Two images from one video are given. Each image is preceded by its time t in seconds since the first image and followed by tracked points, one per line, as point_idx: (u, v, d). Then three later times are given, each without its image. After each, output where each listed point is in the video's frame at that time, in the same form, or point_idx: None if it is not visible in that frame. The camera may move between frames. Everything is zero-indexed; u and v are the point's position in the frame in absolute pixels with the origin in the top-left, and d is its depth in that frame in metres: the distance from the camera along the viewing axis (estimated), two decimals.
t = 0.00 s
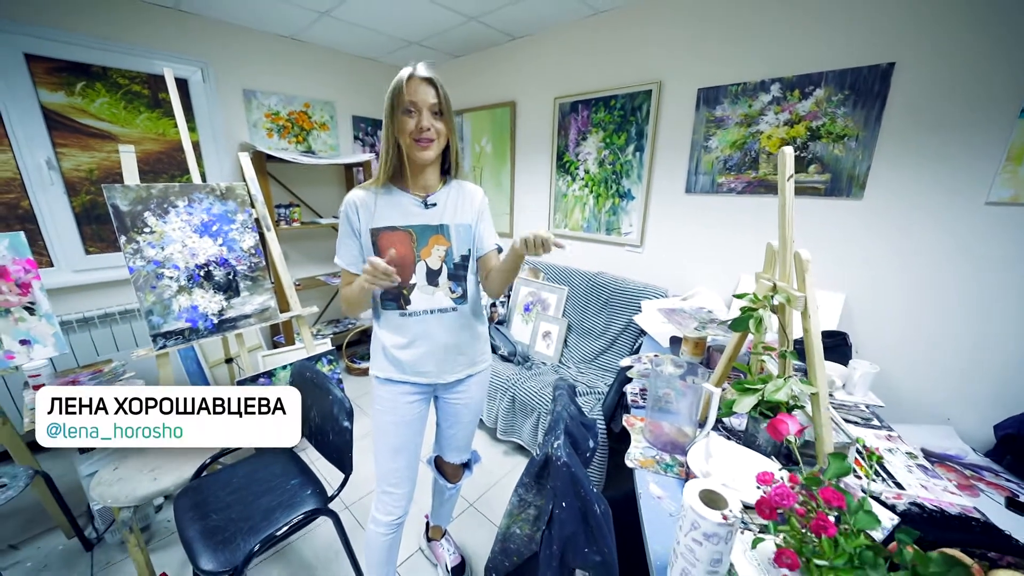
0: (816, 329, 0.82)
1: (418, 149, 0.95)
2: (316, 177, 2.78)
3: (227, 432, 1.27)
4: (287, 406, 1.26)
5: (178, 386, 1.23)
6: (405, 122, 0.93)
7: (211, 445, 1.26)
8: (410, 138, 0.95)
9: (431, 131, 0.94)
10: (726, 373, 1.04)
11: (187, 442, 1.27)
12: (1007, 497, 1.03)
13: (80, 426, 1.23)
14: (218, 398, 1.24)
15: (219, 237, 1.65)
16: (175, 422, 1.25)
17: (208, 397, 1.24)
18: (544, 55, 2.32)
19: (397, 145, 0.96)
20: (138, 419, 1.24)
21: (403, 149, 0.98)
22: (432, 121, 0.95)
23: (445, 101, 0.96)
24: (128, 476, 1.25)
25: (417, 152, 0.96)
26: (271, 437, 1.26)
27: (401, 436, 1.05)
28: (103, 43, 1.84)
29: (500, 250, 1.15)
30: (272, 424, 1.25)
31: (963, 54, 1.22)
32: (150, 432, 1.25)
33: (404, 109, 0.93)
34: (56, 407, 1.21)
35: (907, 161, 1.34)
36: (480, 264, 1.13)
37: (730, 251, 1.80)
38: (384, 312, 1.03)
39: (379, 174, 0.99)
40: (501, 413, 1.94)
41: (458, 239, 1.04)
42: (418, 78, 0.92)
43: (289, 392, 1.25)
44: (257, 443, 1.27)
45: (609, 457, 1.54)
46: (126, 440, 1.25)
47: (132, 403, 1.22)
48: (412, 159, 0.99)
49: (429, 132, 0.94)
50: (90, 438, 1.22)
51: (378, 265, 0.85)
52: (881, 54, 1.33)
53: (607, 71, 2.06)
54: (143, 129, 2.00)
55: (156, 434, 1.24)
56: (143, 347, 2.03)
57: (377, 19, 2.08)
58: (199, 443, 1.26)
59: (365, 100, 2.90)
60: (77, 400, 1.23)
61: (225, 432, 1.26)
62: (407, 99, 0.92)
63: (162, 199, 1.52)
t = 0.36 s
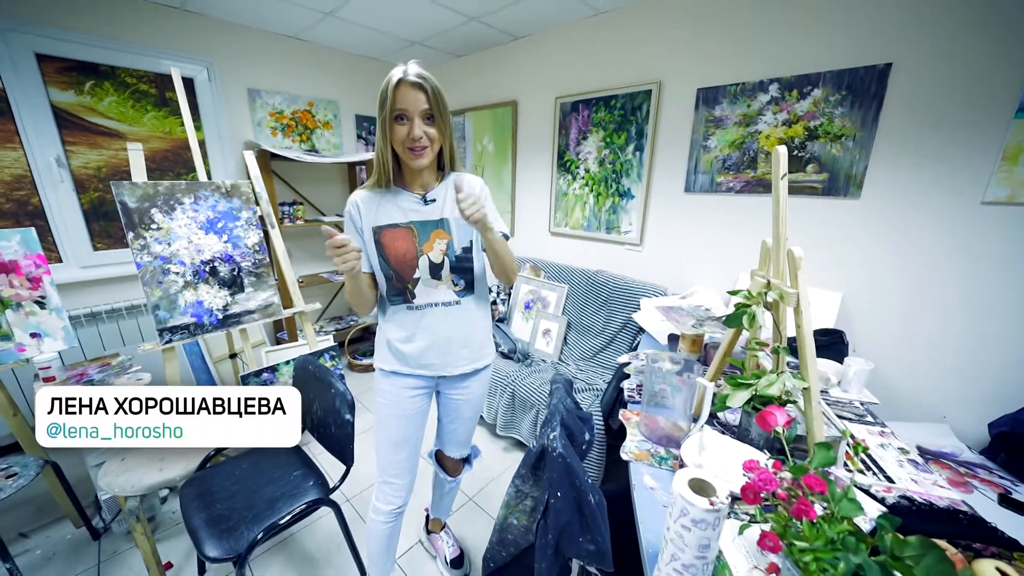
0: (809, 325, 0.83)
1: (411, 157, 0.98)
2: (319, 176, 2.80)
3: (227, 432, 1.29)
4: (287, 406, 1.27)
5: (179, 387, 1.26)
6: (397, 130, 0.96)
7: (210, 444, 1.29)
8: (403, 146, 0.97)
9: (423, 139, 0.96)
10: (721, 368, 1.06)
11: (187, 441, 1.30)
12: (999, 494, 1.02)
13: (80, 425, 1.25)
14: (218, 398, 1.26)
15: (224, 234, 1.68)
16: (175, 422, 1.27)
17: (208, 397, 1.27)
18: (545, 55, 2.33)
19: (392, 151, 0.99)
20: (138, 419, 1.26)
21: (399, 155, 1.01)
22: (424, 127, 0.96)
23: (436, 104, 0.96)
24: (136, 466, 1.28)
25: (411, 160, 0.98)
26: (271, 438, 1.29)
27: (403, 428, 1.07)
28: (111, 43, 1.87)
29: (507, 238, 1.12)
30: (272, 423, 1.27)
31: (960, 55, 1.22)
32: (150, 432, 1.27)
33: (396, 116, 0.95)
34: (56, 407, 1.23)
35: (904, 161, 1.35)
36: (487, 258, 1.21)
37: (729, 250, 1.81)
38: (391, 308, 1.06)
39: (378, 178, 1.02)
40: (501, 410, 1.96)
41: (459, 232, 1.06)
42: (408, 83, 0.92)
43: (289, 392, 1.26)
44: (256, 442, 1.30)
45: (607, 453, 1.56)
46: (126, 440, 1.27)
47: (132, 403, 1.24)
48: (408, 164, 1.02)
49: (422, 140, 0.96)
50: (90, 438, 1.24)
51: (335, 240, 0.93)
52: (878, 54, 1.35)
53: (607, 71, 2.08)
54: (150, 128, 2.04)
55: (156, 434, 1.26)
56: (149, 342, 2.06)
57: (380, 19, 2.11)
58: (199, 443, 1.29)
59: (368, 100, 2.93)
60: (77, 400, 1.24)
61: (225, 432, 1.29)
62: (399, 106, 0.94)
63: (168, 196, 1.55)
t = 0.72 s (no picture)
0: (804, 321, 0.84)
1: (412, 152, 0.99)
2: (321, 175, 2.82)
3: (227, 432, 1.30)
4: (286, 406, 1.28)
5: (179, 387, 1.27)
6: (398, 124, 0.96)
7: (210, 444, 1.30)
8: (404, 140, 0.98)
9: (424, 134, 0.97)
10: (719, 364, 1.07)
11: (187, 441, 1.31)
12: (996, 489, 1.03)
13: (80, 425, 1.27)
14: (218, 398, 1.27)
15: (227, 233, 1.69)
16: (175, 422, 1.29)
17: (208, 397, 1.28)
18: (545, 55, 2.34)
19: (393, 146, 1.00)
20: (139, 418, 1.27)
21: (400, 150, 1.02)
22: (425, 122, 0.97)
23: (437, 99, 0.97)
24: (140, 462, 1.29)
25: (411, 155, 0.99)
26: (271, 438, 1.30)
27: (404, 425, 1.09)
28: (115, 44, 1.88)
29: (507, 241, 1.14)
30: (272, 423, 1.28)
31: (957, 53, 1.23)
32: (150, 432, 1.29)
33: (397, 111, 0.96)
34: (56, 407, 1.25)
35: (901, 160, 1.36)
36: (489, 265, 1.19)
37: (728, 248, 1.82)
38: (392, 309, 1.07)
39: (378, 176, 1.03)
40: (501, 407, 1.98)
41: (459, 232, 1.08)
42: (409, 77, 0.94)
43: (289, 393, 1.27)
44: (255, 442, 1.30)
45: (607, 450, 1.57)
46: (126, 439, 1.28)
47: (132, 403, 1.25)
48: (409, 160, 1.03)
49: (423, 135, 0.97)
50: (90, 438, 1.25)
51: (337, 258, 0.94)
52: (875, 53, 1.35)
53: (607, 71, 2.09)
54: (154, 128, 2.05)
55: (156, 434, 1.28)
56: (153, 340, 2.08)
57: (381, 19, 2.12)
58: (199, 442, 1.30)
59: (368, 100, 2.94)
60: (77, 400, 1.26)
61: (224, 432, 1.30)
62: (400, 101, 0.95)
63: (172, 195, 1.56)
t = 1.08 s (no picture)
0: (802, 320, 0.84)
1: (414, 154, 0.99)
2: (320, 175, 2.82)
3: (227, 432, 1.30)
4: (287, 406, 1.28)
5: (179, 387, 1.27)
6: (402, 127, 0.97)
7: (211, 444, 1.30)
8: (407, 143, 0.98)
9: (427, 137, 0.97)
10: (718, 363, 1.07)
11: (187, 441, 1.32)
12: (994, 486, 1.03)
13: (80, 425, 1.27)
14: (218, 398, 1.27)
15: (227, 233, 1.70)
16: (175, 422, 1.29)
17: (208, 397, 1.28)
18: (544, 55, 2.35)
19: (396, 148, 1.01)
20: (138, 418, 1.27)
21: (402, 152, 1.02)
22: (428, 125, 0.98)
23: (441, 103, 0.98)
24: (140, 462, 1.30)
25: (414, 157, 1.00)
26: (271, 438, 1.30)
27: (403, 424, 1.09)
28: (115, 44, 1.89)
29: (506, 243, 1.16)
30: (272, 423, 1.28)
31: (953, 52, 1.24)
32: (150, 432, 1.29)
33: (401, 114, 0.96)
34: (56, 407, 1.25)
35: (899, 158, 1.37)
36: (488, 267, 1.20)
37: (727, 247, 1.82)
38: (390, 306, 1.07)
39: (380, 176, 1.04)
40: (501, 406, 1.98)
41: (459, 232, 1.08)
42: (413, 80, 0.94)
43: (289, 393, 1.27)
44: (255, 442, 1.30)
45: (606, 449, 1.58)
46: (126, 439, 1.28)
47: (132, 403, 1.25)
48: (411, 162, 1.04)
49: (426, 137, 0.98)
50: (90, 438, 1.26)
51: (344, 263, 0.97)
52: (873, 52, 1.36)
53: (605, 70, 2.09)
54: (153, 128, 2.06)
55: (156, 434, 1.28)
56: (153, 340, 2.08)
57: (380, 20, 2.12)
58: (199, 442, 1.30)
59: (367, 100, 2.95)
60: (77, 400, 1.26)
61: (223, 432, 1.30)
62: (404, 104, 0.95)
63: (172, 196, 1.57)
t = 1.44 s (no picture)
0: (801, 319, 0.84)
1: (416, 155, 0.99)
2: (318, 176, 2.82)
3: (226, 433, 1.30)
4: (287, 406, 1.28)
5: (178, 388, 1.27)
6: (403, 127, 0.96)
7: (210, 444, 1.30)
8: (409, 143, 0.98)
9: (429, 137, 0.97)
10: (717, 362, 1.07)
11: (187, 441, 1.31)
12: (992, 484, 1.03)
13: (80, 425, 1.27)
14: (218, 398, 1.27)
15: (225, 234, 1.69)
16: (175, 422, 1.29)
17: (208, 397, 1.28)
18: (542, 54, 2.34)
19: (396, 148, 1.00)
20: (138, 418, 1.27)
21: (403, 153, 1.02)
22: (430, 126, 0.98)
23: (443, 104, 0.98)
24: (138, 464, 1.29)
25: (415, 157, 0.99)
26: (271, 437, 1.30)
27: (401, 424, 1.09)
28: (110, 45, 1.88)
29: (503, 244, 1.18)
30: (272, 423, 1.28)
31: (950, 50, 1.24)
32: (150, 432, 1.29)
33: (403, 113, 0.96)
34: (56, 407, 1.25)
35: (897, 157, 1.37)
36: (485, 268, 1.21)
37: (726, 246, 1.82)
38: (387, 305, 1.07)
39: (380, 176, 1.03)
40: (500, 406, 1.98)
41: (458, 233, 1.08)
42: (416, 81, 0.94)
43: (288, 393, 1.27)
44: (255, 442, 1.30)
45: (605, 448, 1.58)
46: (126, 440, 1.28)
47: (132, 403, 1.25)
48: (412, 162, 1.03)
49: (427, 137, 0.97)
50: (90, 437, 1.25)
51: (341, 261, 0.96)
52: (871, 51, 1.36)
53: (603, 70, 2.09)
54: (150, 129, 2.05)
55: (156, 434, 1.28)
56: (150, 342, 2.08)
57: (378, 20, 2.12)
58: (199, 442, 1.30)
59: (365, 100, 2.94)
60: (77, 400, 1.26)
61: (224, 432, 1.30)
62: (406, 104, 0.95)
63: (169, 197, 1.56)
